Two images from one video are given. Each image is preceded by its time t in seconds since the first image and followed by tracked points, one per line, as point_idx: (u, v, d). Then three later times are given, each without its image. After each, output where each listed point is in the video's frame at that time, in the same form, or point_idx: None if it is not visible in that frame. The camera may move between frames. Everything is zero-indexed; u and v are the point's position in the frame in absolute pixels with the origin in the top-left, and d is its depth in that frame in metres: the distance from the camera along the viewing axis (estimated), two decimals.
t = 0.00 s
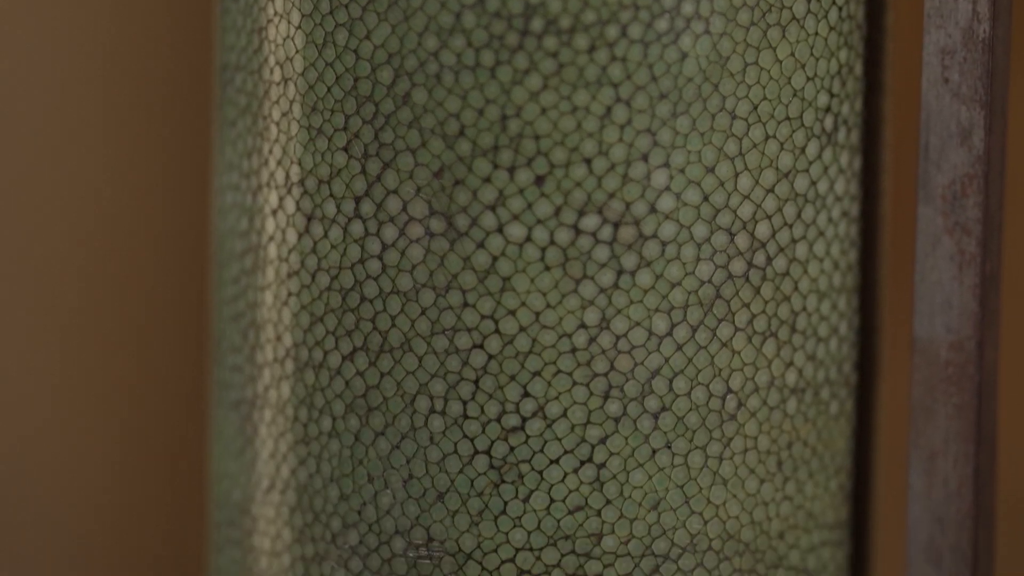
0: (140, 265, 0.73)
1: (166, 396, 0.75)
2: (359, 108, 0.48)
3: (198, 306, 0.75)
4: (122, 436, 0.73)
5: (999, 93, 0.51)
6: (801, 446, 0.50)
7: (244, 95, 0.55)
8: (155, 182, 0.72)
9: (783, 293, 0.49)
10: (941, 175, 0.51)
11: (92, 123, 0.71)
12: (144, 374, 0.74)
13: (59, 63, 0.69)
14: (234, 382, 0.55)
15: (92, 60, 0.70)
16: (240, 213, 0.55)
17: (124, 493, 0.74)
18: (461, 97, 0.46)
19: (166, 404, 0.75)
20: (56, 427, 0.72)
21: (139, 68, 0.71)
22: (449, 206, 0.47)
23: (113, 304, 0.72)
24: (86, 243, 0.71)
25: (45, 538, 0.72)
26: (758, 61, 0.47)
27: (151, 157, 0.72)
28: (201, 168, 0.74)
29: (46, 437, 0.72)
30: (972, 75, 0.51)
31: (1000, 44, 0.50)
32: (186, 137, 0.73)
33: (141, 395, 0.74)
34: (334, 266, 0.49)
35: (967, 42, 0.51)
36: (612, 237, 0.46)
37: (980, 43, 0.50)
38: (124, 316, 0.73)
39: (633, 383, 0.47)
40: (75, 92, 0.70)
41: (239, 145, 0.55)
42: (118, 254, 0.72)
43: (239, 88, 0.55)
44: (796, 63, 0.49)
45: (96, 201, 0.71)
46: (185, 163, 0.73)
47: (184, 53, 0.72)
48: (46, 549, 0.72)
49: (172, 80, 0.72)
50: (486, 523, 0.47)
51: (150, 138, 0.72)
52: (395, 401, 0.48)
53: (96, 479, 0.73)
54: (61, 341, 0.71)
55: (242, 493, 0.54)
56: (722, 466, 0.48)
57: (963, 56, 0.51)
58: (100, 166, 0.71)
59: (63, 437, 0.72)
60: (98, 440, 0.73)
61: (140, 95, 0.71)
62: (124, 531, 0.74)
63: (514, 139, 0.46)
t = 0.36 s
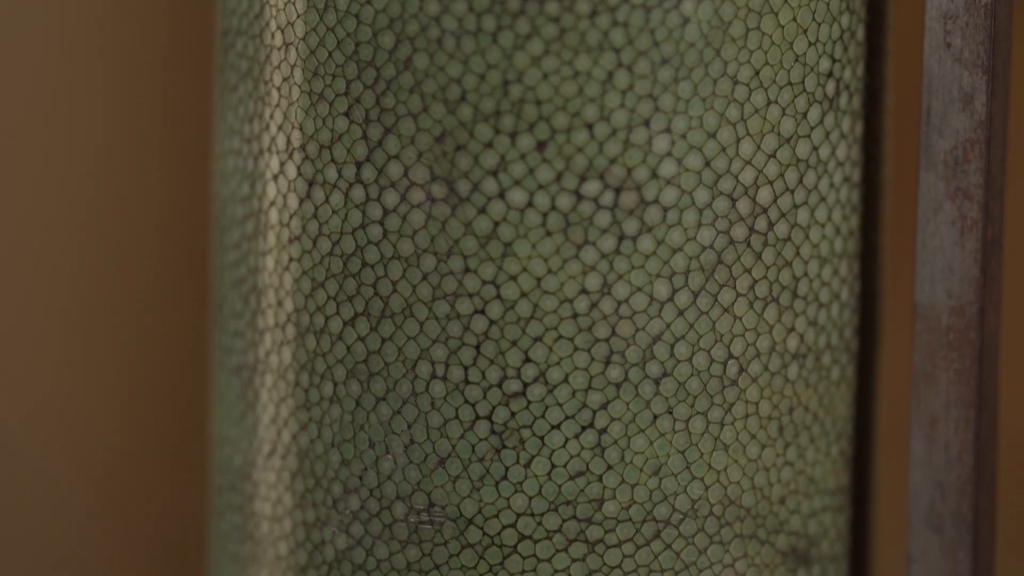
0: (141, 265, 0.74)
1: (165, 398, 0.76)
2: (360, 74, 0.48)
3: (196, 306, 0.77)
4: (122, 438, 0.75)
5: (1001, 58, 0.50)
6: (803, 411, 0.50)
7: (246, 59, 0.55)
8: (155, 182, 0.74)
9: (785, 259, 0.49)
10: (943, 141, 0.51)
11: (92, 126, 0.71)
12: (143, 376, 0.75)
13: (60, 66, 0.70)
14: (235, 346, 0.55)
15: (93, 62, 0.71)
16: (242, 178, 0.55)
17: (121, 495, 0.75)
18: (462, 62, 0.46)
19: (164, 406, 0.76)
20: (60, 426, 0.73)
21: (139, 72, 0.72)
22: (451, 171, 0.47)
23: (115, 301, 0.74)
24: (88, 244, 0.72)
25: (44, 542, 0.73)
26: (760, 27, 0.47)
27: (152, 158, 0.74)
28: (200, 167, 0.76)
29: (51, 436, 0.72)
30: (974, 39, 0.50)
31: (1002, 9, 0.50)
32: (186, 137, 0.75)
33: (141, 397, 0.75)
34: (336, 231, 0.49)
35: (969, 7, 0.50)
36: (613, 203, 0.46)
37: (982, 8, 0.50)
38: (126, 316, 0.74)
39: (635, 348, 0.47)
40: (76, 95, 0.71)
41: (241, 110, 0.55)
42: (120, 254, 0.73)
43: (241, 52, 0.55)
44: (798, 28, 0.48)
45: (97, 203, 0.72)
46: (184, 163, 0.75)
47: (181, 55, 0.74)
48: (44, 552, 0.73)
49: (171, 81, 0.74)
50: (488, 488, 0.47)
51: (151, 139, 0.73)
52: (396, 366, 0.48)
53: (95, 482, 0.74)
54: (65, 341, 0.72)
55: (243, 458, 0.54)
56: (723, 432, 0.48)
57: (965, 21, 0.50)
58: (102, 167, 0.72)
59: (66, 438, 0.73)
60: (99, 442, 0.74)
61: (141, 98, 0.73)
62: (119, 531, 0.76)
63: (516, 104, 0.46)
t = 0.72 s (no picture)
0: (143, 268, 0.79)
1: (166, 406, 0.81)
2: (362, 40, 0.48)
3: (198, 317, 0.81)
4: (123, 443, 0.80)
5: (1004, 24, 0.50)
6: (805, 377, 0.50)
7: (247, 25, 0.54)
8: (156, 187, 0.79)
9: (787, 225, 0.49)
10: (947, 107, 0.50)
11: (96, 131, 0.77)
12: (146, 382, 0.80)
13: (65, 73, 0.76)
14: (237, 314, 0.55)
15: (97, 70, 0.77)
16: (243, 144, 0.54)
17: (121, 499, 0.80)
18: (464, 28, 0.46)
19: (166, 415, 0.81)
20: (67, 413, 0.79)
21: (138, 74, 0.78)
22: (453, 137, 0.46)
23: (117, 298, 0.79)
24: (92, 242, 0.78)
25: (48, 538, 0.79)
26: None
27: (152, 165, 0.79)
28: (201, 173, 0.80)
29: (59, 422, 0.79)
30: (976, 6, 0.50)
31: None
32: (187, 144, 0.79)
33: (143, 401, 0.80)
34: (337, 198, 0.49)
35: None
36: (615, 169, 0.46)
37: None
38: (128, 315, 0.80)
39: (637, 315, 0.47)
40: (80, 101, 0.77)
41: (242, 76, 0.55)
42: (123, 256, 0.79)
43: (242, 19, 0.55)
44: None
45: (101, 204, 0.78)
46: (184, 170, 0.79)
47: (182, 65, 0.79)
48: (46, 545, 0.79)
49: (172, 91, 0.78)
50: (489, 455, 0.47)
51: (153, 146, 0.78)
52: (398, 333, 0.48)
53: (96, 482, 0.80)
54: (72, 331, 0.78)
55: (245, 425, 0.54)
56: (725, 399, 0.48)
57: None
58: (105, 171, 0.78)
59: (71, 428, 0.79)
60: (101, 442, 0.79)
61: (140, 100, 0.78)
62: (121, 535, 0.80)
63: (518, 70, 0.45)
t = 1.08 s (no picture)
0: (142, 271, 0.81)
1: (164, 409, 0.83)
2: (362, 14, 0.48)
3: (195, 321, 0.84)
4: (125, 445, 0.81)
5: None
6: (805, 352, 0.50)
7: None
8: (156, 190, 0.80)
9: (787, 200, 0.49)
10: (946, 81, 0.50)
11: (95, 132, 0.78)
12: (147, 383, 0.82)
13: (64, 72, 0.76)
14: (237, 288, 0.55)
15: (98, 72, 0.77)
16: (243, 118, 0.54)
17: (123, 499, 0.81)
18: (464, 2, 0.46)
19: (165, 415, 0.83)
20: (68, 411, 0.79)
21: (139, 75, 0.79)
22: (453, 112, 0.46)
23: (119, 297, 0.80)
24: (92, 242, 0.79)
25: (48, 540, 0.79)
26: None
27: (152, 167, 0.80)
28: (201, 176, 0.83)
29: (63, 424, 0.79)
30: None
31: None
32: (187, 149, 0.81)
33: (141, 399, 0.82)
34: (337, 172, 0.49)
35: None
36: (615, 143, 0.46)
37: None
38: (127, 316, 0.81)
39: (637, 290, 0.47)
40: (78, 100, 0.77)
41: (242, 49, 0.54)
42: (123, 255, 0.80)
43: None
44: None
45: (102, 207, 0.79)
46: (183, 173, 0.82)
47: (182, 70, 0.81)
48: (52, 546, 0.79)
49: (172, 97, 0.80)
50: (489, 430, 0.47)
51: (153, 150, 0.80)
52: (398, 307, 0.48)
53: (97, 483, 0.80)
54: (75, 331, 0.79)
55: (245, 399, 0.54)
56: (725, 373, 0.48)
57: None
58: (105, 173, 0.78)
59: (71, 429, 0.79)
60: (103, 443, 0.80)
61: (141, 101, 0.79)
62: (118, 535, 0.81)
63: (518, 45, 0.45)
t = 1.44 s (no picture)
0: (140, 270, 0.81)
1: (163, 410, 0.83)
2: None
3: (195, 321, 0.84)
4: (124, 445, 0.81)
5: None
6: (804, 330, 0.50)
7: None
8: (154, 189, 0.80)
9: (787, 177, 0.48)
10: (947, 58, 0.50)
11: (94, 131, 0.78)
12: (146, 384, 0.82)
13: (63, 72, 0.77)
14: (237, 265, 0.55)
15: (97, 71, 0.78)
16: (242, 95, 0.54)
17: (122, 500, 0.82)
18: None
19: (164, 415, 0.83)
20: (66, 409, 0.79)
21: (138, 74, 0.79)
22: (453, 89, 0.46)
23: (119, 297, 0.80)
24: (89, 240, 0.79)
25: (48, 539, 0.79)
26: None
27: (150, 167, 0.80)
28: (201, 177, 0.82)
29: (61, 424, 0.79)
30: None
31: None
32: (186, 149, 0.81)
33: (138, 400, 0.82)
34: (336, 149, 0.49)
35: None
36: (615, 121, 0.45)
37: None
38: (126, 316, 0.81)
39: (636, 267, 0.46)
40: (76, 99, 0.77)
41: (242, 26, 0.54)
42: (121, 251, 0.80)
43: None
44: None
45: (100, 205, 0.79)
46: (182, 173, 0.82)
47: (182, 70, 0.81)
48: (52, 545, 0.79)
49: (172, 97, 0.80)
50: (488, 407, 0.47)
51: (151, 149, 0.80)
52: (397, 284, 0.48)
53: (96, 482, 0.81)
54: (74, 328, 0.79)
55: (244, 376, 0.54)
56: (725, 350, 0.48)
57: None
58: (103, 172, 0.79)
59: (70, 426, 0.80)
60: (101, 443, 0.81)
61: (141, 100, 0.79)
62: (118, 535, 0.82)
63: (518, 22, 0.45)
